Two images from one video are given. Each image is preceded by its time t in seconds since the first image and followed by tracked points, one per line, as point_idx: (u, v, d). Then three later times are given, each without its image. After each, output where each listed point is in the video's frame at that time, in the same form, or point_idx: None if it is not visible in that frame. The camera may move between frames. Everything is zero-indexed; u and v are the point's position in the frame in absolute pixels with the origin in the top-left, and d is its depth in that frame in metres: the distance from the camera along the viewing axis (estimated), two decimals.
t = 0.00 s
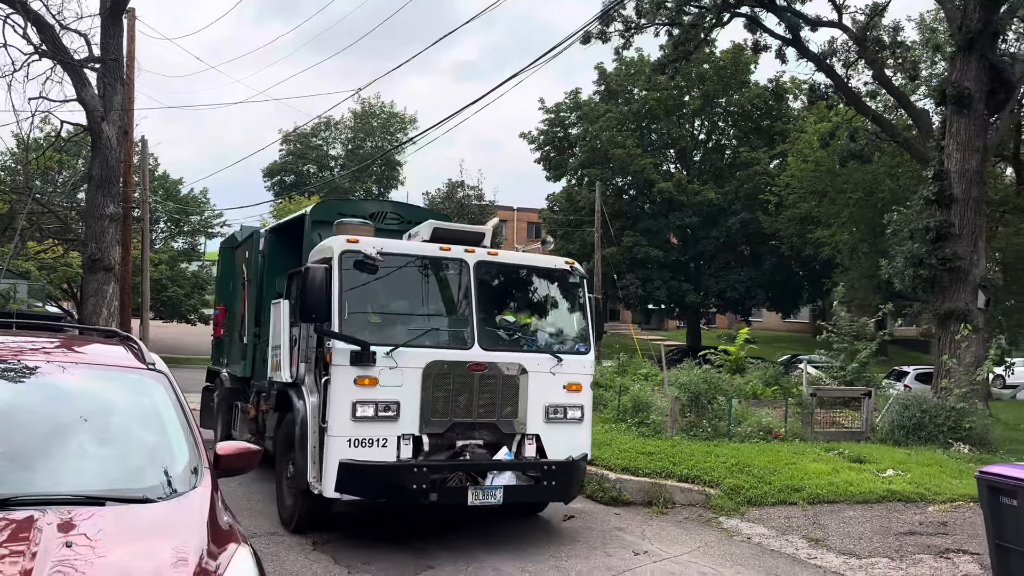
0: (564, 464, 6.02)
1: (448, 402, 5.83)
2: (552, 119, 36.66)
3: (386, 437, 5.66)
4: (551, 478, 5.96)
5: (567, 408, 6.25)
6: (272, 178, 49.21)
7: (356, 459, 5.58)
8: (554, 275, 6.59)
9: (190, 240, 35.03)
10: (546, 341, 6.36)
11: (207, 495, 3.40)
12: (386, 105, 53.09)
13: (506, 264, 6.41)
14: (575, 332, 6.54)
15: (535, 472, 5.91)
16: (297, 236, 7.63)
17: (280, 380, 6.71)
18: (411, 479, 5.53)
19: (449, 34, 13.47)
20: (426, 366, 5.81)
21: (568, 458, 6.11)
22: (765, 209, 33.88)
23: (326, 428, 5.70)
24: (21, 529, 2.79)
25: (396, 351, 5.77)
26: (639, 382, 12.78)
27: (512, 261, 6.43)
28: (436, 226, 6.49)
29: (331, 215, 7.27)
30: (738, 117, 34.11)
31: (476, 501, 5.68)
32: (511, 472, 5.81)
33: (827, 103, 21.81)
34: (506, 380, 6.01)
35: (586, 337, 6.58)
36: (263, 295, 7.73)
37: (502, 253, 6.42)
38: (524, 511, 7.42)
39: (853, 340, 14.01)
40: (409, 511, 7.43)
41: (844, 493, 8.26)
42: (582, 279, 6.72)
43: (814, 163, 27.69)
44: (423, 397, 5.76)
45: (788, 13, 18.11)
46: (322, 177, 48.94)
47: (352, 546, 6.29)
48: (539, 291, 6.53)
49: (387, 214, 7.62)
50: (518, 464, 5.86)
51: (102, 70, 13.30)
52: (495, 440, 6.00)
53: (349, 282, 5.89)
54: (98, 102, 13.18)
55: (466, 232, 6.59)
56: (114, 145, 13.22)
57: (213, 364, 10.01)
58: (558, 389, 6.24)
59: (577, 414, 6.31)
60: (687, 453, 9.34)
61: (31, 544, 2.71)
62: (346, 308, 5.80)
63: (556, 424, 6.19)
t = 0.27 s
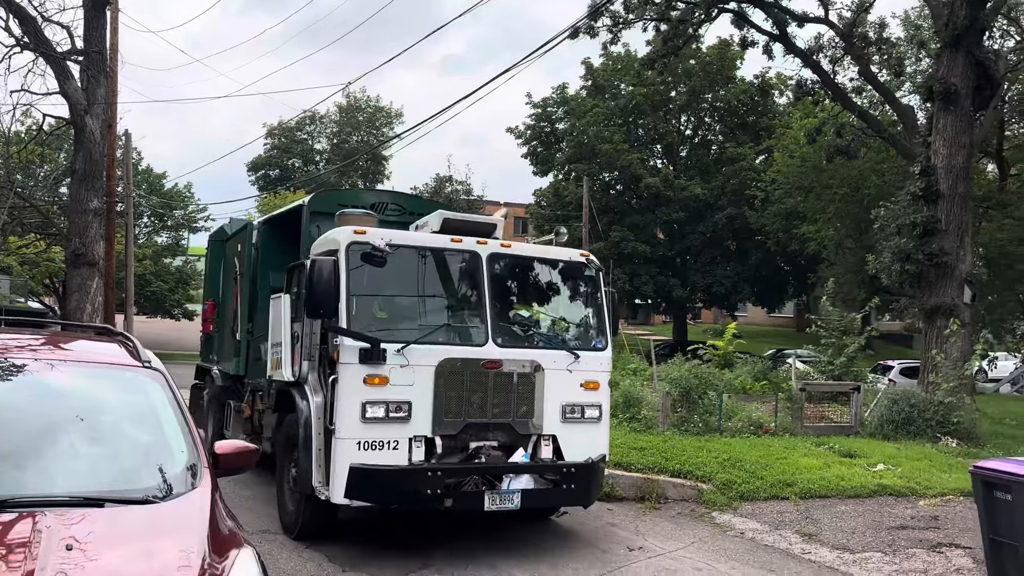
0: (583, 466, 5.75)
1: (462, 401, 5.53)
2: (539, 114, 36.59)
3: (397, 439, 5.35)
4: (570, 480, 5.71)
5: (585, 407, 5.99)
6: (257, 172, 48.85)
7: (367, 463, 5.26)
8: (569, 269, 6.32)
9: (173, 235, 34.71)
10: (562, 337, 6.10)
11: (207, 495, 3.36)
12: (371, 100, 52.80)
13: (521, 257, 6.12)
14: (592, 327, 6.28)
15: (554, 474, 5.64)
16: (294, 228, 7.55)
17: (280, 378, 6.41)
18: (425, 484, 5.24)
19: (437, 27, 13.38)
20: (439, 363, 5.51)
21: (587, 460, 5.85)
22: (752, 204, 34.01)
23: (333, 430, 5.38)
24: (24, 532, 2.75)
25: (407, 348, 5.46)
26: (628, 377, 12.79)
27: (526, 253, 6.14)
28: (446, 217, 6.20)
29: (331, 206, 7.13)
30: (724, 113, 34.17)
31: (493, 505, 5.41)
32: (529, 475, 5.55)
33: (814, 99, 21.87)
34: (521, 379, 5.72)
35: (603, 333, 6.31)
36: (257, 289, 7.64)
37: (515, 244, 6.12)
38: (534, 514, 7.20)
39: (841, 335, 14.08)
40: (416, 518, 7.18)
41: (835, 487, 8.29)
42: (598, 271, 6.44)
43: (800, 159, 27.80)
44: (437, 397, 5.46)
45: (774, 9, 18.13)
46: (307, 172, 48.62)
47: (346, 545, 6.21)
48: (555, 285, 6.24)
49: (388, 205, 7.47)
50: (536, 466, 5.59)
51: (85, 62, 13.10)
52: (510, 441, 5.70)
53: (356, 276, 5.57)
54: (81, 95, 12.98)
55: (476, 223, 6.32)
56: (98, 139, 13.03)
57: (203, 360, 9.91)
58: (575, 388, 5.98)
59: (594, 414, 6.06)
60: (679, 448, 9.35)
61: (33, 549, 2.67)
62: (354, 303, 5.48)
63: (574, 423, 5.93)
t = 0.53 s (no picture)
0: (608, 468, 5.56)
1: (480, 402, 5.28)
2: (525, 109, 36.48)
3: (413, 442, 5.11)
4: (596, 484, 5.50)
5: (607, 405, 5.74)
6: (240, 167, 48.37)
7: (382, 468, 5.01)
8: (587, 259, 6.07)
9: (157, 230, 34.38)
10: (582, 334, 5.85)
11: (211, 493, 3.32)
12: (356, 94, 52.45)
13: (537, 248, 5.87)
14: (612, 323, 6.03)
15: (577, 478, 5.44)
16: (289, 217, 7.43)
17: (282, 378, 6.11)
18: (445, 491, 5.01)
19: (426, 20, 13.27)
20: (455, 362, 5.25)
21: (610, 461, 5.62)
22: (738, 200, 34.11)
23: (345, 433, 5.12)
24: (30, 530, 2.72)
25: (423, 345, 5.20)
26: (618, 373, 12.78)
27: (543, 244, 5.89)
28: (458, 206, 5.92)
29: (329, 195, 6.89)
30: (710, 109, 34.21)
31: (517, 511, 5.19)
32: (552, 478, 5.34)
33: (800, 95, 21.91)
34: (541, 377, 5.47)
35: (624, 326, 6.07)
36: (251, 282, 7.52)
37: (532, 235, 5.88)
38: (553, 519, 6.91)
39: (830, 330, 14.13)
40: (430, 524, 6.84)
41: (828, 482, 8.31)
42: (617, 263, 6.21)
43: (787, 155, 27.89)
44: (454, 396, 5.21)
45: (761, 5, 18.14)
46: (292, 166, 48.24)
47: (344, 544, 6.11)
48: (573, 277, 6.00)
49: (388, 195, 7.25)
50: (559, 469, 5.37)
51: (68, 55, 12.90)
52: (531, 442, 5.45)
53: (366, 269, 5.30)
54: (64, 88, 12.78)
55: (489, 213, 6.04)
56: (81, 133, 12.83)
57: (192, 358, 9.77)
58: (597, 386, 5.73)
59: (618, 412, 5.82)
60: (671, 443, 9.35)
61: (39, 547, 2.63)
62: (365, 298, 5.21)
63: (597, 423, 5.69)
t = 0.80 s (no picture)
0: (635, 472, 5.37)
1: (501, 402, 5.03)
2: (512, 104, 36.39)
3: (432, 445, 4.86)
4: (622, 488, 5.33)
5: (632, 406, 5.51)
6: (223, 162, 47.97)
7: (399, 473, 4.76)
8: (609, 252, 5.83)
9: (140, 225, 34.09)
10: (604, 330, 5.61)
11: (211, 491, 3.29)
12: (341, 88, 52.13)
13: (557, 239, 5.61)
14: (635, 318, 5.78)
15: (603, 482, 5.24)
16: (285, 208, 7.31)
17: (286, 377, 5.81)
18: (467, 498, 4.78)
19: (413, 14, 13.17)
20: (474, 359, 5.00)
21: (635, 466, 5.40)
22: (724, 196, 34.23)
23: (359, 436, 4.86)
24: (28, 526, 2.72)
25: (441, 343, 4.94)
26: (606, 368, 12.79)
27: (563, 235, 5.63)
28: (475, 195, 5.64)
29: (329, 184, 6.70)
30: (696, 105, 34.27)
31: (541, 519, 4.96)
32: (577, 483, 5.12)
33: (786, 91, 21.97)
34: (565, 376, 5.23)
35: (649, 322, 5.82)
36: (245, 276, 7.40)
37: (553, 226, 5.63)
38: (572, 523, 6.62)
39: (817, 326, 14.21)
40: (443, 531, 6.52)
41: (818, 477, 8.35)
42: (641, 255, 5.96)
43: (773, 151, 28.00)
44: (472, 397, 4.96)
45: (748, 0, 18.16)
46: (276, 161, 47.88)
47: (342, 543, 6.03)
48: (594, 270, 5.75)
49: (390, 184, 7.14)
50: (585, 474, 5.16)
51: (50, 48, 12.71)
52: (553, 445, 5.22)
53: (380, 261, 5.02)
54: (46, 82, 12.59)
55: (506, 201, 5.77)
56: (63, 127, 12.66)
57: (183, 356, 9.67)
58: (622, 385, 5.49)
59: (643, 413, 5.58)
60: (662, 438, 9.37)
61: (40, 544, 2.65)
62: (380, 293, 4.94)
63: (622, 425, 5.46)
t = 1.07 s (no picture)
0: (662, 478, 5.15)
1: (521, 404, 4.86)
2: (499, 100, 36.32)
3: (448, 449, 4.68)
4: (649, 495, 5.10)
5: (657, 408, 5.35)
6: (208, 157, 47.58)
7: (416, 478, 4.57)
8: (630, 247, 5.68)
9: (124, 221, 33.84)
10: (627, 327, 5.44)
11: (201, 489, 3.26)
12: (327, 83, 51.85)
13: (577, 232, 5.45)
14: (657, 315, 5.62)
15: (628, 488, 5.02)
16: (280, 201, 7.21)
17: (288, 378, 5.63)
18: (487, 505, 4.56)
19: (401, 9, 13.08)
20: (493, 358, 4.81)
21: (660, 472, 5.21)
22: (711, 192, 34.35)
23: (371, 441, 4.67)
24: (18, 524, 2.69)
25: (459, 341, 4.75)
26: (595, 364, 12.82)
27: (583, 228, 5.48)
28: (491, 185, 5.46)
29: (331, 173, 6.55)
30: (683, 101, 34.34)
31: (566, 528, 4.74)
32: (602, 489, 4.91)
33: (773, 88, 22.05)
34: (587, 376, 5.07)
35: (673, 320, 5.65)
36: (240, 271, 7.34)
37: (572, 218, 5.47)
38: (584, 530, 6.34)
39: (803, 322, 14.29)
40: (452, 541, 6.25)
41: (805, 472, 8.40)
42: (664, 250, 5.80)
43: (760, 148, 28.10)
44: (492, 398, 4.79)
45: None
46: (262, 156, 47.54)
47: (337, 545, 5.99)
48: (615, 266, 5.60)
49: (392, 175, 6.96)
50: (610, 480, 4.95)
51: (33, 41, 12.56)
52: (574, 449, 5.09)
53: (394, 253, 4.83)
54: (29, 76, 12.44)
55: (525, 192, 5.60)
56: (47, 122, 12.50)
57: (174, 354, 9.57)
58: (646, 385, 5.34)
59: (667, 415, 5.42)
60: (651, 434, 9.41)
61: (29, 543, 2.62)
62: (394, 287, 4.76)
63: (645, 427, 5.30)
